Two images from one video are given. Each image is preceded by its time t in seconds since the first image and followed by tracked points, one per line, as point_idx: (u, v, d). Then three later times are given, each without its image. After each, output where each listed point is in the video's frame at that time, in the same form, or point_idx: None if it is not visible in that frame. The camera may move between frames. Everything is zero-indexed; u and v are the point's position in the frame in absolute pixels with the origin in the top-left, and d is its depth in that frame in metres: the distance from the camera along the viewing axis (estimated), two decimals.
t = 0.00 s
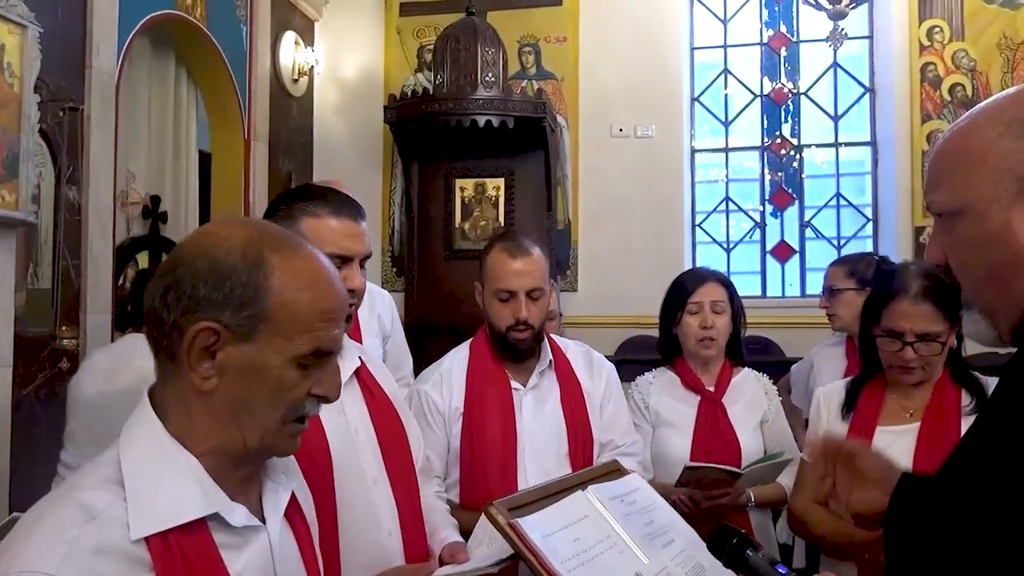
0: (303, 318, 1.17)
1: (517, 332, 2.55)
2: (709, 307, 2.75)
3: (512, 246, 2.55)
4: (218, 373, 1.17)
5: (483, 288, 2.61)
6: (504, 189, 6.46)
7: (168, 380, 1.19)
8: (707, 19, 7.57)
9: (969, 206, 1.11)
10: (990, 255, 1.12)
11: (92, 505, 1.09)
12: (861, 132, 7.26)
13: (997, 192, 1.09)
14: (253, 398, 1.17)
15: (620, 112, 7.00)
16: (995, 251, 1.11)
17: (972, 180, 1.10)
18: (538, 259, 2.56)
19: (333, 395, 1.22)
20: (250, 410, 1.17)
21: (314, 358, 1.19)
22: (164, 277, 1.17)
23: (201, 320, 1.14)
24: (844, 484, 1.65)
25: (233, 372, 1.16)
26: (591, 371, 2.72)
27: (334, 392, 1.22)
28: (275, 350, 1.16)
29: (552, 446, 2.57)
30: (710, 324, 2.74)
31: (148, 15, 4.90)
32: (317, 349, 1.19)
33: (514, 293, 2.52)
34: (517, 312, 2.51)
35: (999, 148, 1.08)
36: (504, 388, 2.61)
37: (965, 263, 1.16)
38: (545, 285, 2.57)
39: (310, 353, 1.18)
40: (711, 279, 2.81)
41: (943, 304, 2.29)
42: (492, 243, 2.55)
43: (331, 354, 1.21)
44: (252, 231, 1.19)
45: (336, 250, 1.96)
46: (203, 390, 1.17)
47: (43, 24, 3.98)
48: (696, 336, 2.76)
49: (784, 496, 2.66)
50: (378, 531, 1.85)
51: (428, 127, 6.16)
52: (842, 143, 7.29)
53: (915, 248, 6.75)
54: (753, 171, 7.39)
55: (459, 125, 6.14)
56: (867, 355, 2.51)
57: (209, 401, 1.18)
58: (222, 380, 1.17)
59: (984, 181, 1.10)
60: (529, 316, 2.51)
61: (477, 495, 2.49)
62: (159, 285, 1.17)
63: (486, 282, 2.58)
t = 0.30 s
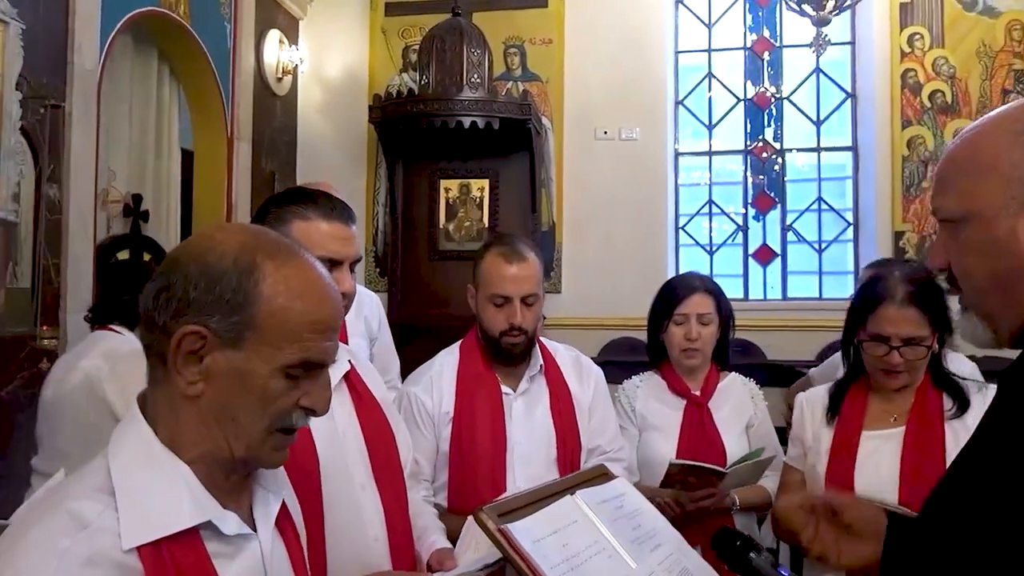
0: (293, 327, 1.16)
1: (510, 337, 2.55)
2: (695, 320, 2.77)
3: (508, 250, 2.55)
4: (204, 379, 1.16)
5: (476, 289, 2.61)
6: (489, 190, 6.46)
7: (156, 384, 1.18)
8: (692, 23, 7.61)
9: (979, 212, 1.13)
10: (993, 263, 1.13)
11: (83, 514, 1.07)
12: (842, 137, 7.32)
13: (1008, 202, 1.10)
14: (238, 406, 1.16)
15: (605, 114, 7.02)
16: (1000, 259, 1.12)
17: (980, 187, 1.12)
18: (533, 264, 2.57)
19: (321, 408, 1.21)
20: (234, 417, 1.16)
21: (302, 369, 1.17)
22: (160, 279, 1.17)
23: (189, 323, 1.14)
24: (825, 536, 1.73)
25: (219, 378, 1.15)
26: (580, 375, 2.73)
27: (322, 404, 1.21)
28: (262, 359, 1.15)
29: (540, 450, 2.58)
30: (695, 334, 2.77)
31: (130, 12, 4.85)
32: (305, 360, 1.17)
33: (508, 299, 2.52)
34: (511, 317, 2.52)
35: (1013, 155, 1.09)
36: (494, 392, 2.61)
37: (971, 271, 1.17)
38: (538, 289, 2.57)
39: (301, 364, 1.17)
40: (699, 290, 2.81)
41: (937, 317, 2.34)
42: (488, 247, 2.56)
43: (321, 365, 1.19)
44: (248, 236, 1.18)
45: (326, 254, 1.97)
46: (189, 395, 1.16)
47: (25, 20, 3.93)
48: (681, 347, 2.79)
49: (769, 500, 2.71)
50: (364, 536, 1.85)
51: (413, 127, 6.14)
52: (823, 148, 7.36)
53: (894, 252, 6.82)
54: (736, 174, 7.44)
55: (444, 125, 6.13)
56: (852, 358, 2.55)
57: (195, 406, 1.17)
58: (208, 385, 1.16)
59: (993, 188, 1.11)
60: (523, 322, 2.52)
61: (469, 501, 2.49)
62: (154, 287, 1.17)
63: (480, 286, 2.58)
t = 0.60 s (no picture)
0: (288, 340, 1.11)
1: (495, 343, 2.51)
2: (679, 320, 2.76)
3: (493, 254, 2.52)
4: (194, 397, 1.10)
5: (461, 294, 2.58)
6: (463, 190, 6.38)
7: (139, 405, 1.12)
8: (664, 22, 7.62)
9: (995, 212, 1.26)
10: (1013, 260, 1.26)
11: (73, 549, 1.01)
12: (814, 135, 7.38)
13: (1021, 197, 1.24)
14: (231, 425, 1.11)
15: (578, 114, 7.01)
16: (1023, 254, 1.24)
17: (993, 187, 1.26)
18: (518, 268, 2.53)
19: (317, 423, 1.16)
20: (227, 437, 1.11)
21: (297, 384, 1.13)
22: (145, 292, 1.11)
23: (179, 340, 1.08)
24: None
25: (210, 395, 1.10)
26: (563, 378, 2.70)
27: (317, 419, 1.16)
28: (256, 374, 1.10)
29: (524, 456, 2.55)
30: (678, 335, 2.75)
31: (95, 12, 4.72)
32: (301, 374, 1.13)
33: (494, 303, 2.49)
34: (496, 322, 2.48)
35: None
36: (478, 398, 2.57)
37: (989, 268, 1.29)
38: (522, 293, 2.54)
39: (297, 378, 1.12)
40: (683, 290, 2.80)
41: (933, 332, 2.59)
42: (473, 250, 2.53)
43: (315, 379, 1.15)
44: (238, 246, 1.13)
45: (307, 256, 1.93)
46: (178, 415, 1.10)
47: None
48: (665, 347, 2.77)
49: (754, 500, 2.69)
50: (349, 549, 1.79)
51: (386, 128, 6.07)
52: (795, 146, 7.42)
53: (865, 249, 6.89)
54: (710, 173, 7.46)
55: (417, 126, 6.05)
56: (835, 356, 2.54)
57: (185, 426, 1.11)
58: (199, 404, 1.10)
59: (1005, 189, 1.25)
60: (508, 327, 2.48)
61: (455, 511, 2.45)
62: (138, 300, 1.12)
63: (465, 291, 2.54)
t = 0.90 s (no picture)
0: (269, 346, 1.06)
1: (459, 344, 2.48)
2: (648, 321, 2.75)
3: (456, 253, 2.49)
4: (170, 408, 1.05)
5: (422, 295, 2.55)
6: (423, 189, 6.24)
7: (107, 417, 1.06)
8: (624, 22, 7.65)
9: (983, 224, 1.31)
10: (1005, 267, 1.30)
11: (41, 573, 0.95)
12: (770, 135, 7.49)
13: (1006, 208, 1.29)
14: (209, 436, 1.06)
15: (539, 114, 6.99)
16: (1012, 262, 1.29)
17: (978, 201, 1.31)
18: (481, 267, 2.50)
19: (297, 432, 1.12)
20: (204, 448, 1.06)
21: (278, 391, 1.08)
22: (112, 296, 1.05)
23: (153, 349, 1.02)
24: None
25: (187, 406, 1.04)
26: (526, 377, 2.68)
27: (298, 428, 1.11)
28: (236, 382, 1.05)
29: (491, 458, 2.51)
30: (648, 338, 2.75)
31: (40, 4, 4.54)
32: (283, 381, 1.08)
33: (457, 302, 2.45)
34: (460, 321, 2.45)
35: (1007, 173, 1.29)
36: (442, 400, 2.53)
37: (981, 278, 1.33)
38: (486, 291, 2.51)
39: (278, 385, 1.08)
40: (654, 290, 2.79)
41: (909, 317, 2.86)
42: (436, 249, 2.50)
43: (296, 386, 1.10)
44: (215, 247, 1.08)
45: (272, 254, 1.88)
46: (152, 427, 1.04)
47: None
48: (633, 348, 2.77)
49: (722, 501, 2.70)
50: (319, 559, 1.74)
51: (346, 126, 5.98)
52: (752, 147, 7.52)
53: (821, 248, 7.00)
54: (670, 174, 7.51)
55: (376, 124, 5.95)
56: (798, 356, 2.55)
57: (159, 439, 1.05)
58: (176, 417, 1.05)
59: (992, 202, 1.30)
60: (472, 326, 2.45)
61: (423, 516, 2.41)
62: (104, 304, 1.05)
63: (427, 290, 2.51)
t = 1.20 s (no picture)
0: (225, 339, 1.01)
1: (414, 341, 2.44)
2: (613, 321, 2.83)
3: (410, 249, 2.47)
4: (120, 407, 0.99)
5: (375, 294, 2.50)
6: (381, 186, 6.13)
7: (52, 418, 0.99)
8: (582, 22, 7.66)
9: (955, 230, 1.38)
10: (975, 270, 1.38)
11: None
12: (726, 137, 7.58)
13: (977, 214, 1.37)
14: (164, 435, 1.00)
15: (497, 112, 6.97)
16: (983, 265, 1.37)
17: (950, 207, 1.39)
18: (435, 263, 2.49)
19: (257, 429, 1.07)
20: (158, 448, 1.00)
21: (236, 385, 1.03)
22: (56, 289, 0.99)
23: (100, 343, 0.96)
24: None
25: (139, 404, 0.99)
26: (481, 374, 2.68)
27: (258, 425, 1.07)
28: (191, 378, 1.00)
29: (451, 459, 2.47)
30: (613, 338, 2.82)
31: None
32: (240, 374, 1.03)
33: (413, 298, 2.43)
34: (417, 318, 2.42)
35: (980, 181, 1.37)
36: (399, 400, 2.49)
37: (953, 281, 1.41)
38: (441, 287, 2.49)
39: (236, 380, 1.03)
40: (617, 290, 2.87)
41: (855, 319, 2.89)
42: (389, 245, 2.48)
43: (254, 381, 1.06)
44: (167, 237, 1.02)
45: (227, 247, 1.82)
46: (101, 426, 0.98)
47: None
48: (599, 348, 2.84)
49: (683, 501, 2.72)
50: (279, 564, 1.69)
51: (302, 121, 5.86)
52: (709, 148, 7.60)
53: (775, 249, 7.10)
54: (628, 174, 7.55)
55: (334, 120, 5.84)
56: (759, 355, 2.57)
57: (109, 439, 0.99)
58: (126, 415, 0.99)
59: (965, 207, 1.37)
60: (429, 322, 2.42)
61: (385, 519, 2.35)
62: (48, 297, 0.99)
63: (381, 288, 2.47)
